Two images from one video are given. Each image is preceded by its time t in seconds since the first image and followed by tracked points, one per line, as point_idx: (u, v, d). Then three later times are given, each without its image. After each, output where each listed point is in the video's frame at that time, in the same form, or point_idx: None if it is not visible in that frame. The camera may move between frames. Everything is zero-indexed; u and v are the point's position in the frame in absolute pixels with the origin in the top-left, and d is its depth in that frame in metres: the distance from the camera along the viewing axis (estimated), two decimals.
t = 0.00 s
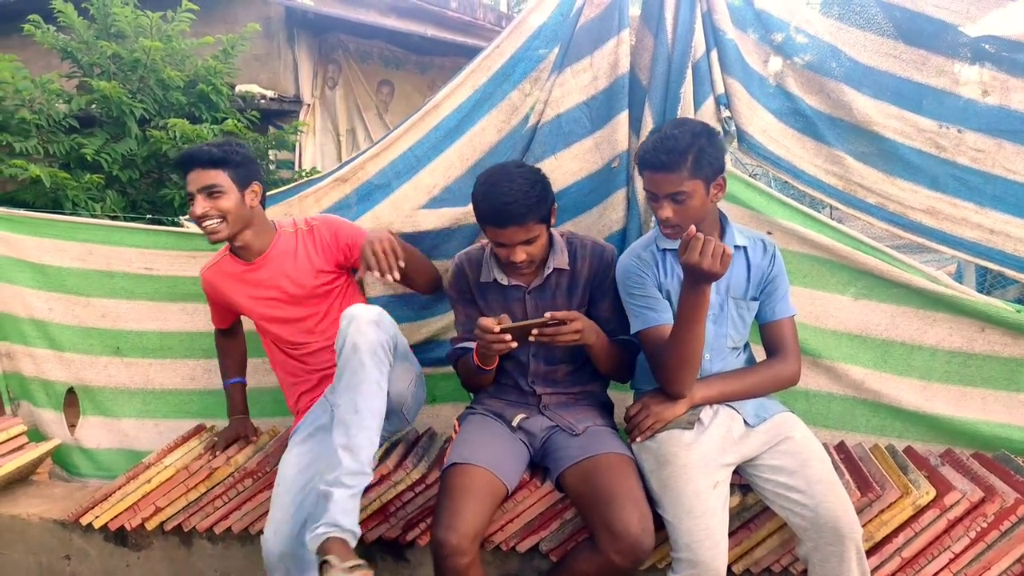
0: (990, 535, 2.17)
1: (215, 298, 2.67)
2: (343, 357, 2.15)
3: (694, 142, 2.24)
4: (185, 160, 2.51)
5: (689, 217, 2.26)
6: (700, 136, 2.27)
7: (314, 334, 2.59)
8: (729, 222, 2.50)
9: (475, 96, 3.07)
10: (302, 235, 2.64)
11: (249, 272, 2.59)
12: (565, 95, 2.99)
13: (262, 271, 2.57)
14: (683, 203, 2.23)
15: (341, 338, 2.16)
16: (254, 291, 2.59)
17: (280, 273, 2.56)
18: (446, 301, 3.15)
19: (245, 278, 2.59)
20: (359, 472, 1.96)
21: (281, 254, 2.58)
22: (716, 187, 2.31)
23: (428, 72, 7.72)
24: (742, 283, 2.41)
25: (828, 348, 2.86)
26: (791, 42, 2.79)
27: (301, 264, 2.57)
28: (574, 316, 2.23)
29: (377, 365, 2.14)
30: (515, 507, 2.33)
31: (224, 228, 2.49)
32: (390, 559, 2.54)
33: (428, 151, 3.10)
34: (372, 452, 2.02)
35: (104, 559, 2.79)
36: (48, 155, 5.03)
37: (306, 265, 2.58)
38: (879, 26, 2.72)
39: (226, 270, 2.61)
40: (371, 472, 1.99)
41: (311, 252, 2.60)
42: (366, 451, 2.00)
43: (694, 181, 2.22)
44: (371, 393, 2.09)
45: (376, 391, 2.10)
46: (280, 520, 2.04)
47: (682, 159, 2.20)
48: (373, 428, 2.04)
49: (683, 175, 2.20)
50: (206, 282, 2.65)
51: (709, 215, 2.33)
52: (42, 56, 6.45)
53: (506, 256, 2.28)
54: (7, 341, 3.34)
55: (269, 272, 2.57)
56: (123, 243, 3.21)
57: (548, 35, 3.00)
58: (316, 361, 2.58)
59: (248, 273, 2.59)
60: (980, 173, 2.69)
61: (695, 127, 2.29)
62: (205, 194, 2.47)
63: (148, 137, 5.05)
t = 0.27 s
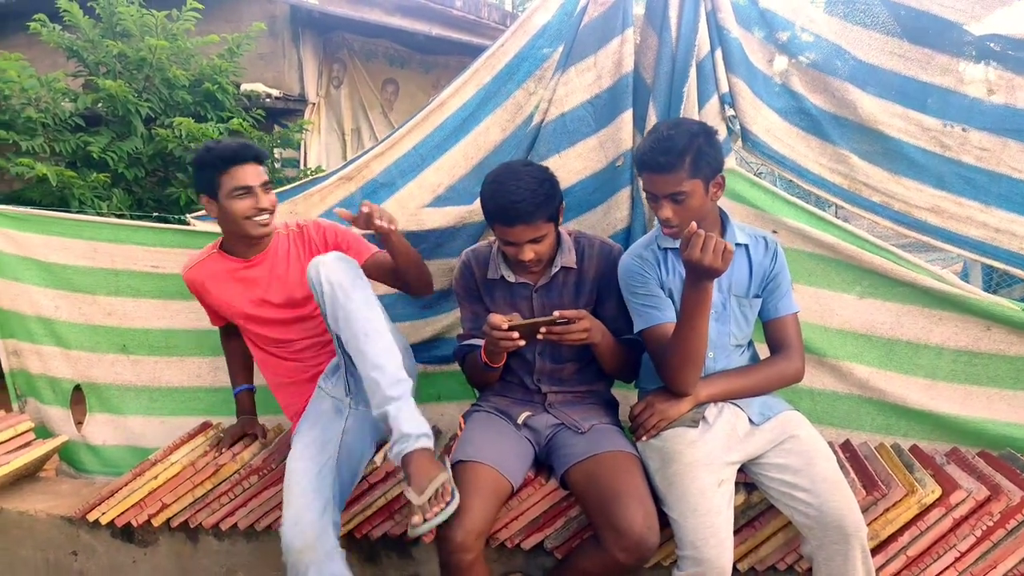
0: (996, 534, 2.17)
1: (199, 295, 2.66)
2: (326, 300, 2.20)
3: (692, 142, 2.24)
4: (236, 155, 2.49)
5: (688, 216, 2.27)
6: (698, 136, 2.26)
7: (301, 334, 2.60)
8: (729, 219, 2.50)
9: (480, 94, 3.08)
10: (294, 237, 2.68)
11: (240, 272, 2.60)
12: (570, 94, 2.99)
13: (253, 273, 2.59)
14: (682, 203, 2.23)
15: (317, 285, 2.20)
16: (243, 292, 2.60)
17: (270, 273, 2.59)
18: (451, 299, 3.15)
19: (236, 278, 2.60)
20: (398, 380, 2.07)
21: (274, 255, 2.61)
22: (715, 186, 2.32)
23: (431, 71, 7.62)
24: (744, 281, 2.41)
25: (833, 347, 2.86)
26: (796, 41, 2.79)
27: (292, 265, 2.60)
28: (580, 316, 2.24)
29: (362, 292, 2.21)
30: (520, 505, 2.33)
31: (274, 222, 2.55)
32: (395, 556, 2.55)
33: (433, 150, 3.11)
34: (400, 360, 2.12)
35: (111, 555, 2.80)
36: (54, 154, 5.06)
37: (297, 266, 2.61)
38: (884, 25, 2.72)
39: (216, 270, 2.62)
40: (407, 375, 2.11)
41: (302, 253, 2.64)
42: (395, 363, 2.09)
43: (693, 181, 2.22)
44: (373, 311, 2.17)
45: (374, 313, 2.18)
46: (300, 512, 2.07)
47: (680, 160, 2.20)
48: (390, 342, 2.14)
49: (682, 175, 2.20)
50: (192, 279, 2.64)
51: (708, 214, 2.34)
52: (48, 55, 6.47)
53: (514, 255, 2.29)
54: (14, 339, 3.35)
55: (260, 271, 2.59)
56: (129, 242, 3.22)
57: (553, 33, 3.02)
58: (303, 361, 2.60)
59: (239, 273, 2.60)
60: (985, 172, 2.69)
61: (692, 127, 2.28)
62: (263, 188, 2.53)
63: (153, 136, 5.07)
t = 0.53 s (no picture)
0: (1003, 531, 2.15)
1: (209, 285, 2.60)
2: (360, 281, 2.34)
3: (700, 136, 2.23)
4: (294, 155, 2.42)
5: (696, 210, 2.25)
6: (706, 130, 2.25)
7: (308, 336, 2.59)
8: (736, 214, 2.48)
9: (487, 88, 3.06)
10: (312, 243, 2.56)
11: (254, 265, 2.54)
12: (577, 88, 2.98)
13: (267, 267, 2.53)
14: (690, 197, 2.22)
15: (357, 265, 2.34)
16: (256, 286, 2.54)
17: (282, 276, 2.52)
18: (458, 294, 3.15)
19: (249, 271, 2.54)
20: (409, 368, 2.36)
21: (289, 257, 2.53)
22: (723, 181, 2.30)
23: (440, 66, 7.78)
24: (751, 276, 2.40)
25: (841, 343, 2.85)
26: (806, 35, 2.77)
27: (304, 273, 2.51)
28: (586, 314, 2.24)
29: (398, 280, 2.38)
30: (527, 500, 2.32)
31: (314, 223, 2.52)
32: (401, 550, 2.56)
33: (440, 144, 3.10)
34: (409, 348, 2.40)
35: (119, 548, 2.82)
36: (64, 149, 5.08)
37: (310, 274, 2.52)
38: (896, 18, 2.69)
39: (228, 262, 2.55)
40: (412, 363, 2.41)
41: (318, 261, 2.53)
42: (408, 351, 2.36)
43: (701, 176, 2.21)
44: (402, 300, 2.38)
45: (402, 301, 2.38)
46: (350, 496, 2.12)
47: (688, 155, 2.19)
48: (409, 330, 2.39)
49: (690, 170, 2.19)
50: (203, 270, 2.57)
51: (717, 209, 2.32)
52: (58, 50, 6.50)
53: (522, 251, 2.28)
54: (25, 333, 3.37)
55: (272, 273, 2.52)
56: (139, 236, 3.23)
57: (561, 28, 2.99)
58: (307, 362, 2.59)
59: (253, 265, 2.54)
60: (997, 167, 2.66)
61: (700, 122, 2.27)
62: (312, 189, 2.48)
63: (162, 131, 5.09)
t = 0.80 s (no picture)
0: (990, 543, 2.17)
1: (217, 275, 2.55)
2: (380, 292, 2.30)
3: (694, 147, 2.24)
4: (322, 154, 2.40)
5: (690, 220, 2.26)
6: (700, 141, 2.26)
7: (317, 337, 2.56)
8: (729, 226, 2.49)
9: (480, 96, 3.06)
10: (332, 243, 2.57)
11: (267, 260, 2.51)
12: (569, 98, 2.98)
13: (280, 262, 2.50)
14: (683, 207, 2.23)
15: (380, 274, 2.29)
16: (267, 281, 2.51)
17: (299, 273, 2.50)
18: (449, 302, 3.15)
19: (262, 265, 2.51)
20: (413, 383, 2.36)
21: (307, 254, 2.52)
22: (715, 191, 2.31)
23: (433, 74, 7.64)
24: (742, 288, 2.41)
25: (829, 354, 2.86)
26: (797, 47, 2.78)
27: (322, 272, 2.51)
28: (577, 323, 2.24)
29: (417, 296, 2.35)
30: (515, 509, 2.33)
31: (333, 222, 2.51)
32: (389, 558, 2.55)
33: (433, 152, 3.10)
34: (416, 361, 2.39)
35: (105, 555, 2.80)
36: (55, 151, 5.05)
37: (328, 273, 2.52)
38: (886, 33, 2.71)
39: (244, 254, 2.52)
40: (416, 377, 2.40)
41: (337, 261, 2.54)
42: (414, 365, 2.36)
43: (695, 186, 2.22)
44: (418, 315, 2.37)
45: (418, 316, 2.36)
46: (340, 506, 2.10)
47: (682, 165, 2.20)
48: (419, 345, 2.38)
49: (684, 180, 2.20)
50: (213, 259, 2.53)
51: (710, 219, 2.33)
52: (50, 52, 6.48)
53: (513, 256, 2.28)
54: (11, 337, 3.34)
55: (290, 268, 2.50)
56: (128, 241, 3.22)
57: (554, 37, 3.01)
58: (313, 364, 2.55)
59: (266, 260, 2.51)
60: (984, 181, 2.68)
61: (694, 132, 2.28)
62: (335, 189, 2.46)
63: (154, 134, 5.07)
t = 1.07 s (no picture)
0: (989, 538, 2.16)
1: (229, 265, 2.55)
2: (382, 295, 2.27)
3: (698, 143, 2.24)
4: (338, 157, 2.36)
5: (693, 217, 2.26)
6: (704, 137, 2.27)
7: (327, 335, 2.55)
8: (733, 223, 2.49)
9: (479, 93, 3.07)
10: (347, 243, 2.53)
11: (278, 254, 2.50)
12: (570, 94, 2.99)
13: (292, 257, 2.50)
14: (687, 204, 2.23)
15: (382, 280, 2.26)
16: (278, 275, 2.51)
17: (311, 270, 2.49)
18: (450, 298, 3.16)
19: (274, 259, 2.51)
20: (410, 387, 2.31)
21: (320, 252, 2.50)
22: (719, 188, 2.31)
23: (434, 70, 7.73)
24: (745, 284, 2.41)
25: (830, 350, 2.86)
26: (798, 44, 2.79)
27: (335, 271, 2.49)
28: (582, 320, 2.22)
29: (422, 302, 2.30)
30: (514, 504, 2.35)
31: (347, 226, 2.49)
32: (388, 554, 2.55)
33: (434, 148, 3.11)
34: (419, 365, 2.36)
35: (105, 549, 2.80)
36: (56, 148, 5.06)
37: (341, 273, 2.49)
38: (887, 30, 2.71)
39: (258, 248, 2.52)
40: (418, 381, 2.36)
41: (350, 262, 2.51)
42: (414, 369, 2.32)
43: (698, 182, 2.22)
44: (422, 321, 2.32)
45: (422, 322, 2.32)
46: (318, 494, 2.10)
47: (686, 161, 2.20)
48: (423, 350, 2.34)
49: (687, 176, 2.20)
50: (227, 249, 2.53)
51: (713, 216, 2.33)
52: (52, 49, 6.49)
53: (517, 250, 2.28)
54: (12, 332, 3.34)
55: (303, 265, 2.49)
56: (130, 237, 3.22)
57: (555, 34, 3.01)
58: (322, 360, 2.54)
59: (277, 254, 2.50)
60: (985, 178, 2.69)
61: (699, 129, 2.28)
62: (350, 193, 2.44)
63: (155, 131, 5.07)
